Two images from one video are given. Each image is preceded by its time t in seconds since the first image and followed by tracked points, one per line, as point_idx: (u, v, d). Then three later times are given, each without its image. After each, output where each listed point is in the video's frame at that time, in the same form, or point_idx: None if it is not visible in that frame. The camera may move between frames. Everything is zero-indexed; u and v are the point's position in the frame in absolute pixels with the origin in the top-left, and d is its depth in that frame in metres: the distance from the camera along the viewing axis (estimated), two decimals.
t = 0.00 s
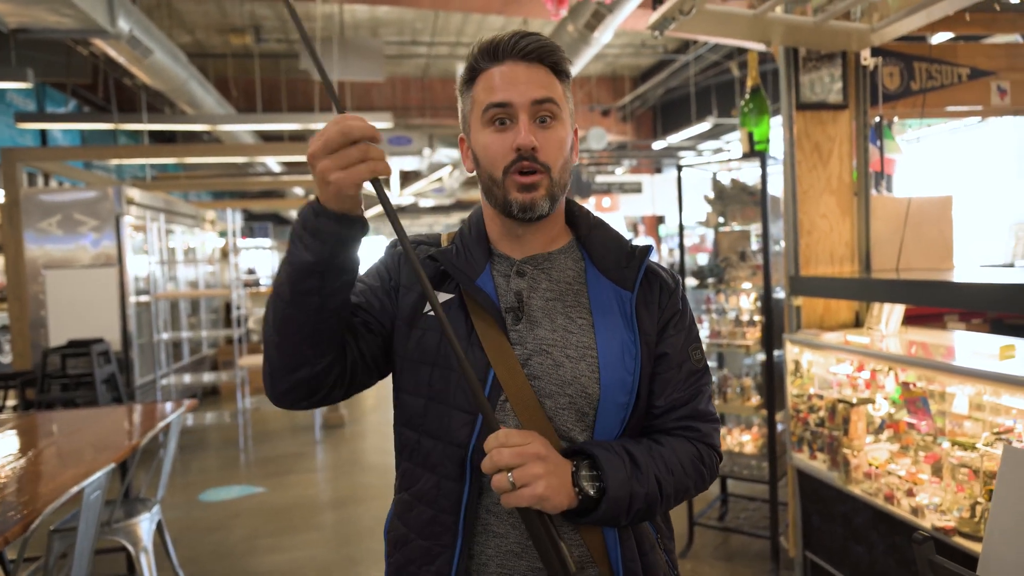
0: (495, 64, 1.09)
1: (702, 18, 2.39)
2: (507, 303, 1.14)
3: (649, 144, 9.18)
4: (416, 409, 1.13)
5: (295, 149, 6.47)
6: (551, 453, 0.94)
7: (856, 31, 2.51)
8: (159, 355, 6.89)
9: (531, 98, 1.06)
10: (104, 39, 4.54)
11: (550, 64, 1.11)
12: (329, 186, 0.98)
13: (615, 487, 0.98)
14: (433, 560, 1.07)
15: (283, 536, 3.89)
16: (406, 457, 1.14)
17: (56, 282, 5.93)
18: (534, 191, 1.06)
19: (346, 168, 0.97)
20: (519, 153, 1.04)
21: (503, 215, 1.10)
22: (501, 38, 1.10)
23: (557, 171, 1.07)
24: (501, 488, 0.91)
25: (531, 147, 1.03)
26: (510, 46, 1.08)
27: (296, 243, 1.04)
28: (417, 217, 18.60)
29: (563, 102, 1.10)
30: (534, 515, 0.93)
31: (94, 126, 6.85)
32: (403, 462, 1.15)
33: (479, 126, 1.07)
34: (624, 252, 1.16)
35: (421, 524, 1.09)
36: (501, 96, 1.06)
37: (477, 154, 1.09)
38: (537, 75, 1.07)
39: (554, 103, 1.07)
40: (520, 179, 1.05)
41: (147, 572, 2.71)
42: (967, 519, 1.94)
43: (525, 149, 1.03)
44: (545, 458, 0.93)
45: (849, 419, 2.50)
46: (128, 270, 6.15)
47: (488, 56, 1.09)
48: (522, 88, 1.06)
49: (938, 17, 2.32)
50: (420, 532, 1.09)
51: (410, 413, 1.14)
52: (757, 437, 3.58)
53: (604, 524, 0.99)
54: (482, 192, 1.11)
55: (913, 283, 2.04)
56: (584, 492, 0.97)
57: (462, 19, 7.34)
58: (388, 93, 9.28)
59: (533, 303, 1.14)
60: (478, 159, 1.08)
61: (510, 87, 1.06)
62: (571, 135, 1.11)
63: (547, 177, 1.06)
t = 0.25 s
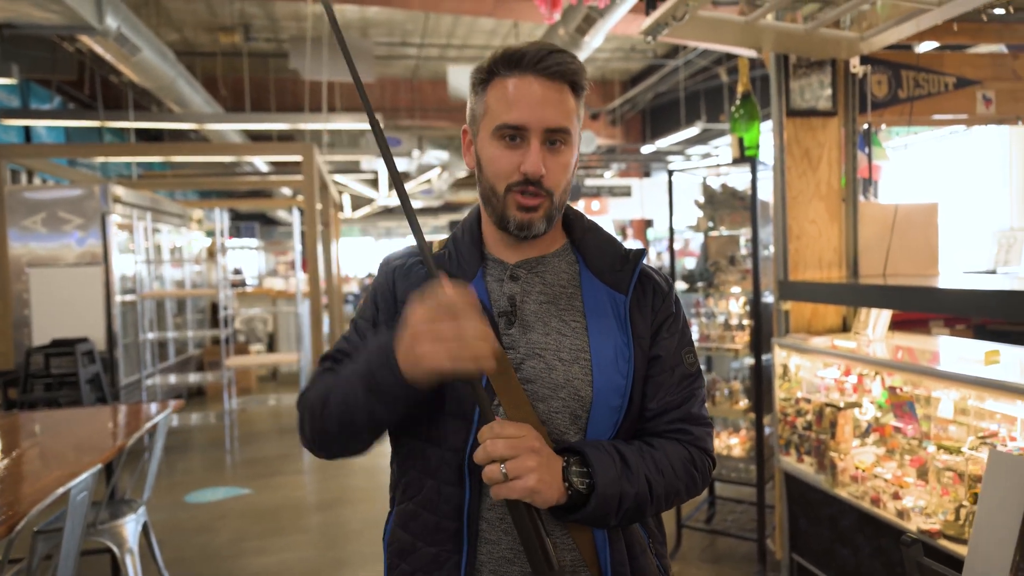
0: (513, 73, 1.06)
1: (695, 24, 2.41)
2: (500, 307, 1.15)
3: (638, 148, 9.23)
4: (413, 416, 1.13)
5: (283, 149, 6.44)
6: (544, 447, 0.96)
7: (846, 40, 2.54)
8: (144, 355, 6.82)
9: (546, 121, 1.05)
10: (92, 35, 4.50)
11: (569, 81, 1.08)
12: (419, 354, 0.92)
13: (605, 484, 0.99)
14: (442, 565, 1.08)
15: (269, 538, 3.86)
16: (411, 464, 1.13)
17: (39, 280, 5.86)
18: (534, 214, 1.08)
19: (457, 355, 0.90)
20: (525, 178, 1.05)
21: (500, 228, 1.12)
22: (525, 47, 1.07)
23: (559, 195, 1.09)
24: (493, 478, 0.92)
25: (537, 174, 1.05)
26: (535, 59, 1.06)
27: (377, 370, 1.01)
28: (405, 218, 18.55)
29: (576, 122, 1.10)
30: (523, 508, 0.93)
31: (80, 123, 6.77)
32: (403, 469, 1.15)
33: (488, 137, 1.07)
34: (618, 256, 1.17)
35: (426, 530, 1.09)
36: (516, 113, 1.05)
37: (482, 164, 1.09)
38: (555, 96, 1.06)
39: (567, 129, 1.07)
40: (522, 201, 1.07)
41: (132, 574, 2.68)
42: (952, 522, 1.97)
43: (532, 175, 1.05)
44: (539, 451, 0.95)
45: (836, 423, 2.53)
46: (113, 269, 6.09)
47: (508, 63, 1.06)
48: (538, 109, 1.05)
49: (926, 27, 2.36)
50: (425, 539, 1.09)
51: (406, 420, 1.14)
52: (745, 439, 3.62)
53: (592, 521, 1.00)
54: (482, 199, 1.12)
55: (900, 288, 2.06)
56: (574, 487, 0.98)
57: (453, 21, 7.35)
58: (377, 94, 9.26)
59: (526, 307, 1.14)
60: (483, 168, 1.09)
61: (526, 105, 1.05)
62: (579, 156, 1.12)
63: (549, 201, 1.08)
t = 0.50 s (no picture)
0: (497, 86, 1.06)
1: (688, 26, 2.43)
2: (489, 313, 1.15)
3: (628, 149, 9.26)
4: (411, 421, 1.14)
5: (273, 148, 6.40)
6: (536, 445, 0.97)
7: (837, 44, 2.57)
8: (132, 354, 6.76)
9: (529, 138, 1.05)
10: (79, 31, 4.45)
11: (555, 92, 1.07)
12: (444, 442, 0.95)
13: (595, 479, 1.00)
14: (440, 567, 1.08)
15: (257, 539, 3.84)
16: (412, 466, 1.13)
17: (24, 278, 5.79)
18: (518, 229, 1.09)
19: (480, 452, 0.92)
20: (508, 196, 1.06)
21: (487, 237, 1.14)
22: (508, 58, 1.05)
23: (543, 210, 1.10)
24: (483, 474, 0.94)
25: (520, 193, 1.06)
26: (518, 71, 1.04)
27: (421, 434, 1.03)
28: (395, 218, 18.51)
29: (562, 135, 1.09)
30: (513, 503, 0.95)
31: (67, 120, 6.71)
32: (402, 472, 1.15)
33: (471, 152, 1.08)
34: (608, 256, 1.17)
35: (425, 532, 1.09)
36: (498, 128, 1.05)
37: (466, 175, 1.11)
38: (539, 111, 1.05)
39: (552, 144, 1.07)
40: (505, 216, 1.09)
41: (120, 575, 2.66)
42: (939, 522, 2.00)
43: (514, 194, 1.06)
44: (532, 448, 0.96)
45: (825, 424, 2.55)
46: (101, 267, 6.03)
47: (491, 75, 1.05)
48: (521, 126, 1.04)
49: (916, 32, 2.38)
50: (426, 541, 1.09)
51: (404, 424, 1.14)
52: (735, 440, 3.63)
53: (583, 516, 1.01)
54: (468, 208, 1.14)
55: (889, 290, 2.07)
56: (565, 483, 1.00)
57: (444, 20, 7.34)
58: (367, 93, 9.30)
59: (516, 312, 1.15)
60: (467, 181, 1.10)
61: (508, 122, 1.04)
62: (566, 169, 1.12)
63: (533, 215, 1.09)
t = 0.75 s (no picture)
0: (493, 83, 1.06)
1: (686, 27, 2.43)
2: (489, 313, 1.15)
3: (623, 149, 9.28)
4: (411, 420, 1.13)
5: (268, 146, 6.38)
6: (536, 484, 0.94)
7: (834, 45, 2.58)
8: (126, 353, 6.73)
9: (527, 134, 1.05)
10: (73, 28, 4.42)
11: (551, 87, 1.07)
12: (405, 380, 0.93)
13: (599, 510, 0.98)
14: (440, 566, 1.09)
15: (252, 538, 3.83)
16: (412, 466, 1.12)
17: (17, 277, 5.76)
18: (518, 225, 1.09)
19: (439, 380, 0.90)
20: (506, 193, 1.06)
21: (486, 236, 1.14)
22: (502, 56, 1.05)
23: (543, 206, 1.10)
24: (485, 520, 0.90)
25: (518, 189, 1.06)
26: (513, 67, 1.04)
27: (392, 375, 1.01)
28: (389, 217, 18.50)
29: (560, 131, 1.09)
30: (518, 548, 0.93)
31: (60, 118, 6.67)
32: (402, 470, 1.15)
33: (469, 149, 1.08)
34: (606, 254, 1.17)
35: (426, 532, 1.09)
36: (495, 125, 1.05)
37: (464, 173, 1.11)
38: (535, 106, 1.05)
39: (549, 140, 1.07)
40: (505, 213, 1.08)
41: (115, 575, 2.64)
42: (933, 520, 2.01)
43: (512, 190, 1.06)
44: (532, 490, 0.93)
45: (820, 423, 2.56)
46: (94, 266, 6.00)
47: (486, 73, 1.05)
48: (518, 122, 1.04)
49: (911, 34, 2.39)
50: (424, 540, 1.09)
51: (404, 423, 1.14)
52: (730, 439, 3.67)
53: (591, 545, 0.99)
54: (467, 206, 1.14)
55: (884, 290, 2.08)
56: (569, 517, 0.98)
57: (439, 19, 7.33)
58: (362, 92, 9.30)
59: (516, 312, 1.15)
60: (465, 179, 1.10)
61: (505, 118, 1.04)
62: (564, 165, 1.12)
63: (532, 212, 1.09)
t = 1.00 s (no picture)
0: (487, 70, 1.08)
1: (684, 24, 2.43)
2: (494, 306, 1.15)
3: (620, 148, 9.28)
4: (412, 413, 1.13)
5: (264, 144, 6.36)
6: (531, 461, 0.94)
7: (831, 43, 2.58)
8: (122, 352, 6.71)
9: (517, 114, 1.06)
10: (68, 26, 4.40)
11: (543, 72, 1.08)
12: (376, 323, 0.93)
13: (596, 492, 0.98)
14: (434, 561, 1.08)
15: (248, 537, 3.82)
16: (407, 460, 1.12)
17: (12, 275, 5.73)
18: (512, 207, 1.08)
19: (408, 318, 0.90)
20: (496, 172, 1.06)
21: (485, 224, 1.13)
22: (494, 43, 1.08)
23: (537, 188, 1.09)
24: (478, 497, 0.89)
25: (508, 167, 1.05)
26: (503, 52, 1.06)
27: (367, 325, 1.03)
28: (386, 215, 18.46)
29: (553, 114, 1.09)
30: (513, 526, 0.91)
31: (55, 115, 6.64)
32: (399, 465, 1.15)
33: (464, 135, 1.10)
34: (610, 252, 1.17)
35: (420, 527, 1.09)
36: (486, 107, 1.07)
37: (462, 160, 1.12)
38: (525, 87, 1.06)
39: (540, 120, 1.07)
40: (499, 195, 1.08)
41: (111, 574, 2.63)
42: (931, 518, 2.02)
43: (502, 168, 1.06)
44: (528, 466, 0.92)
45: (818, 422, 2.56)
46: (90, 264, 5.98)
47: (480, 60, 1.08)
48: (507, 103, 1.06)
49: (909, 32, 2.40)
50: (419, 534, 1.09)
51: (402, 416, 1.13)
52: (727, 438, 3.68)
53: (585, 530, 0.99)
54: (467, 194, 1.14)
55: (881, 289, 2.08)
56: (564, 497, 0.97)
57: (436, 18, 7.32)
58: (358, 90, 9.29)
59: (520, 306, 1.15)
60: (463, 165, 1.11)
61: (495, 100, 1.06)
62: (559, 149, 1.11)
63: (527, 195, 1.08)
